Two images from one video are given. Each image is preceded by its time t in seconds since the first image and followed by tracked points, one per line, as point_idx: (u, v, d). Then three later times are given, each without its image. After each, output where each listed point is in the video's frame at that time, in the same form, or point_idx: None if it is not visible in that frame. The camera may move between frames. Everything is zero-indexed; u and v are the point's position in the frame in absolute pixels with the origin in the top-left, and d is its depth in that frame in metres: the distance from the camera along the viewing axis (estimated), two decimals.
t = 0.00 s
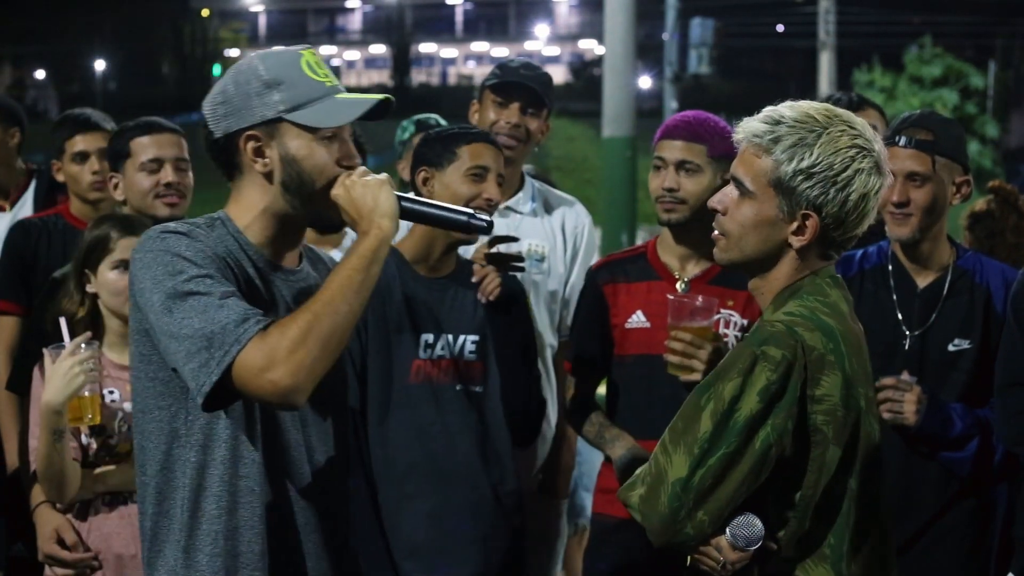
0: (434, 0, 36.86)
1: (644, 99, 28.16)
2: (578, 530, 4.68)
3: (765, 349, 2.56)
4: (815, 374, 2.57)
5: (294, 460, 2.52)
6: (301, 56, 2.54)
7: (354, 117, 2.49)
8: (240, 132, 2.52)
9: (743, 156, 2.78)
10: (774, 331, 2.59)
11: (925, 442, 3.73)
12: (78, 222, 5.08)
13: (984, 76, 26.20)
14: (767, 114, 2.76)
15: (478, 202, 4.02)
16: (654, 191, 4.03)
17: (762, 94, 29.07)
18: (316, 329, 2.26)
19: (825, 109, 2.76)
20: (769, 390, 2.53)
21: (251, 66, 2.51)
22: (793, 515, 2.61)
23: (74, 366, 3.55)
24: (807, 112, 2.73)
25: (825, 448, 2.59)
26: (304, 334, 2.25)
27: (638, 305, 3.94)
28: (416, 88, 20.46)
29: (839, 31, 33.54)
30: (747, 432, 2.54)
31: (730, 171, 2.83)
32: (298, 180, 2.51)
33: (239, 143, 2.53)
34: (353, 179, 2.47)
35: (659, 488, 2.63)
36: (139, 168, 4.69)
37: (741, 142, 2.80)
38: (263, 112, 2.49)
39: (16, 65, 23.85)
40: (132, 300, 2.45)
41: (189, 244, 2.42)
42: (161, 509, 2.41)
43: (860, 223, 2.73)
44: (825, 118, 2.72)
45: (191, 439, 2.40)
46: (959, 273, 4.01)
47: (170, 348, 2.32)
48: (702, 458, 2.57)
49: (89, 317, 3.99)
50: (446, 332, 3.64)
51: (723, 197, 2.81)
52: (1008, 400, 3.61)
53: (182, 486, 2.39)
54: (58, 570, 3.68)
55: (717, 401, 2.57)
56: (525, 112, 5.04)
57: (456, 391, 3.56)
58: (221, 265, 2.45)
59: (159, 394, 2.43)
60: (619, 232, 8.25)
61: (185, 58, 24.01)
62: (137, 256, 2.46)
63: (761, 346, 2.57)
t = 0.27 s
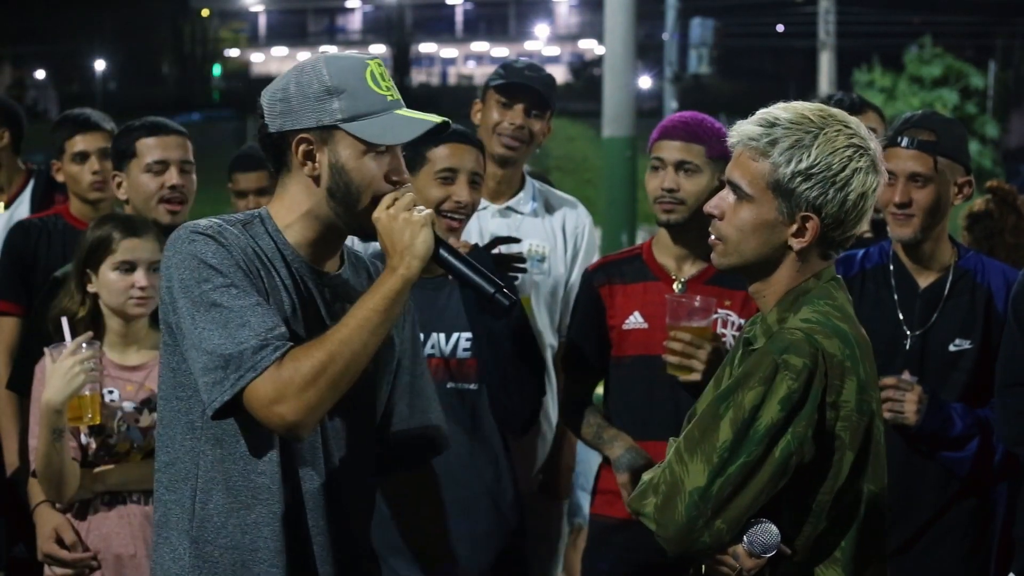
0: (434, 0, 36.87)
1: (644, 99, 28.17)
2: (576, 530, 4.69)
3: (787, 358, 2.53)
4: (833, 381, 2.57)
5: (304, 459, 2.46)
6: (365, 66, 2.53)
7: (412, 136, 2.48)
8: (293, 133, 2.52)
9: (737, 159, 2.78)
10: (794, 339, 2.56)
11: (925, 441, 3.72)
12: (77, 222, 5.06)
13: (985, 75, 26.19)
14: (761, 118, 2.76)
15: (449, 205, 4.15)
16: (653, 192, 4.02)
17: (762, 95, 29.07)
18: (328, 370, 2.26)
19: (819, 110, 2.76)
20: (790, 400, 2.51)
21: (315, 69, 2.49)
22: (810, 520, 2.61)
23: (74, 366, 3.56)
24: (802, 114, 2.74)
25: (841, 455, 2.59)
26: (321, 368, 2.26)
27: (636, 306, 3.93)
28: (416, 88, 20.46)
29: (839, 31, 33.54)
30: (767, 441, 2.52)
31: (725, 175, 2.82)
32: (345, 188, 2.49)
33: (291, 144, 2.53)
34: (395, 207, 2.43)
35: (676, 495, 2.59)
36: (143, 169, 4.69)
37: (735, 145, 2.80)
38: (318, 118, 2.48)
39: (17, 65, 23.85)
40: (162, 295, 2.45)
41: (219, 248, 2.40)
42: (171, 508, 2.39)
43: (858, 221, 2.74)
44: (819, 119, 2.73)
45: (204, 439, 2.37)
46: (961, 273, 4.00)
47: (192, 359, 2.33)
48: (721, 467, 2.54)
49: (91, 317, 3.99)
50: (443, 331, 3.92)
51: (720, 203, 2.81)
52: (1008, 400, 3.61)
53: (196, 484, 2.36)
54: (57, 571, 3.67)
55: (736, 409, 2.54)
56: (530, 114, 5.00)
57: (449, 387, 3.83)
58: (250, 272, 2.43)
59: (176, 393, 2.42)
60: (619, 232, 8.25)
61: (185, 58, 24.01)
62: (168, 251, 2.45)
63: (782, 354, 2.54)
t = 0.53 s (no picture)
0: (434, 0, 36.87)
1: (644, 99, 28.19)
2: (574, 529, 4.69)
3: (779, 349, 2.55)
4: (827, 374, 2.57)
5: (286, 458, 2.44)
6: (312, 56, 2.54)
7: (361, 121, 2.49)
8: (245, 128, 2.52)
9: (742, 152, 2.78)
10: (788, 330, 2.57)
11: (925, 441, 3.71)
12: (77, 222, 5.04)
13: (984, 75, 26.19)
14: (765, 111, 2.78)
15: (439, 208, 4.14)
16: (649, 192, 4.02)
17: (762, 95, 29.07)
18: (288, 360, 2.28)
19: (822, 105, 2.78)
20: (783, 391, 2.52)
21: (262, 62, 2.50)
22: (803, 514, 2.61)
23: (72, 367, 3.56)
24: (806, 108, 2.76)
25: (834, 449, 2.59)
26: (281, 359, 2.28)
27: (634, 306, 3.93)
28: (416, 88, 20.46)
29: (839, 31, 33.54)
30: (759, 432, 2.53)
31: (728, 168, 2.82)
32: (299, 179, 2.50)
33: (243, 140, 2.54)
34: (349, 198, 2.45)
35: (668, 485, 2.61)
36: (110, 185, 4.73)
37: (739, 138, 2.81)
38: (269, 110, 2.48)
39: (17, 64, 23.85)
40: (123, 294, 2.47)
41: (178, 245, 2.41)
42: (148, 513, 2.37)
43: (860, 216, 2.74)
44: (823, 112, 2.75)
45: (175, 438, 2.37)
46: (963, 273, 4.00)
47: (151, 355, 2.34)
48: (714, 457, 2.55)
49: (89, 318, 4.01)
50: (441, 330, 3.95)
51: (724, 195, 2.80)
52: (1009, 400, 3.63)
53: (169, 486, 2.34)
54: (58, 570, 3.69)
55: (728, 400, 2.55)
56: (530, 115, 5.00)
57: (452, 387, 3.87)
58: (211, 267, 2.44)
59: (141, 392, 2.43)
60: (619, 232, 8.25)
61: (185, 58, 24.02)
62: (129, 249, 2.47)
63: (775, 345, 2.56)
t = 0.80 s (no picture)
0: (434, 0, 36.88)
1: (644, 98, 28.20)
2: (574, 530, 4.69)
3: (755, 335, 2.57)
4: (804, 362, 2.57)
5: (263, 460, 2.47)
6: (265, 59, 2.47)
7: (317, 128, 2.45)
8: (198, 132, 2.45)
9: (744, 151, 2.79)
10: (766, 318, 2.59)
11: (927, 441, 3.72)
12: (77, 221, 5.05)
13: (984, 75, 26.18)
14: (766, 110, 2.80)
15: (439, 208, 4.13)
16: (644, 192, 4.04)
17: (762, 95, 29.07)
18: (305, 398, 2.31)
19: (821, 103, 2.81)
20: (758, 376, 2.54)
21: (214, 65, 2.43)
22: (782, 504, 2.61)
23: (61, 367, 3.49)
24: (805, 106, 2.78)
25: (813, 438, 2.57)
26: (298, 399, 2.30)
27: (631, 306, 3.93)
28: (416, 88, 20.47)
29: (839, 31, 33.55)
30: (734, 419, 2.55)
31: (731, 168, 2.83)
32: (255, 187, 2.44)
33: (197, 145, 2.47)
34: (312, 204, 2.45)
35: (649, 473, 2.64)
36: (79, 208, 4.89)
37: (741, 138, 2.83)
38: (223, 115, 2.42)
39: (18, 64, 23.85)
40: (99, 329, 2.37)
41: (165, 284, 2.35)
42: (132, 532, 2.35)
43: (863, 211, 2.73)
44: (822, 109, 2.77)
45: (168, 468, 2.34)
46: (965, 273, 4.00)
47: (156, 406, 2.30)
48: (691, 441, 2.58)
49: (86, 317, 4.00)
50: (448, 329, 3.90)
51: (727, 196, 2.80)
52: (1010, 400, 3.63)
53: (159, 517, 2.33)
54: (61, 569, 3.73)
55: (706, 386, 2.59)
56: (529, 115, 5.00)
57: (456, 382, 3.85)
58: (198, 302, 2.38)
59: (126, 425, 2.39)
60: (619, 232, 8.25)
61: (186, 57, 24.01)
62: (104, 284, 2.36)
63: (752, 332, 2.58)
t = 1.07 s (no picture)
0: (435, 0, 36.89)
1: (644, 98, 28.21)
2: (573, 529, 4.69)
3: (745, 333, 2.57)
4: (795, 360, 2.57)
5: (281, 452, 2.46)
6: (267, 54, 2.51)
7: (324, 113, 2.46)
8: (210, 134, 2.47)
9: (739, 154, 2.80)
10: (756, 316, 2.60)
11: (929, 440, 3.73)
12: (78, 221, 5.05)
13: (985, 75, 26.18)
14: (760, 113, 2.81)
15: (449, 209, 4.15)
16: (642, 192, 4.04)
17: (762, 95, 29.08)
18: (340, 377, 2.31)
19: (815, 105, 2.81)
20: (748, 373, 2.55)
21: (217, 66, 2.46)
22: (774, 503, 2.60)
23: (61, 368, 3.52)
24: (798, 108, 2.79)
25: (806, 436, 2.57)
26: (333, 380, 2.30)
27: (628, 306, 3.93)
28: (417, 88, 20.48)
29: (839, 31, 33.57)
30: (725, 416, 2.56)
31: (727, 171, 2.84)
32: (273, 181, 2.46)
33: (211, 146, 2.48)
34: (331, 189, 2.46)
35: (643, 471, 2.66)
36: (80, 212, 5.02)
37: (736, 142, 2.84)
38: (233, 113, 2.44)
39: (18, 64, 23.89)
40: (131, 321, 2.35)
41: (201, 273, 2.35)
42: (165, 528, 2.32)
43: (858, 211, 2.72)
44: (815, 111, 2.77)
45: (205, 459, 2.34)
46: (967, 274, 4.00)
47: (193, 393, 2.27)
48: (683, 439, 2.59)
49: (84, 319, 4.01)
50: (455, 329, 3.92)
51: (725, 199, 2.81)
52: (1010, 400, 3.63)
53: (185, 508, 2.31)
54: (62, 570, 3.70)
55: (698, 384, 2.60)
56: (528, 116, 5.01)
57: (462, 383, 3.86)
58: (229, 293, 2.38)
59: (156, 418, 2.36)
60: (619, 232, 8.26)
61: (186, 58, 24.02)
62: (137, 274, 2.34)
63: (741, 330, 2.58)
